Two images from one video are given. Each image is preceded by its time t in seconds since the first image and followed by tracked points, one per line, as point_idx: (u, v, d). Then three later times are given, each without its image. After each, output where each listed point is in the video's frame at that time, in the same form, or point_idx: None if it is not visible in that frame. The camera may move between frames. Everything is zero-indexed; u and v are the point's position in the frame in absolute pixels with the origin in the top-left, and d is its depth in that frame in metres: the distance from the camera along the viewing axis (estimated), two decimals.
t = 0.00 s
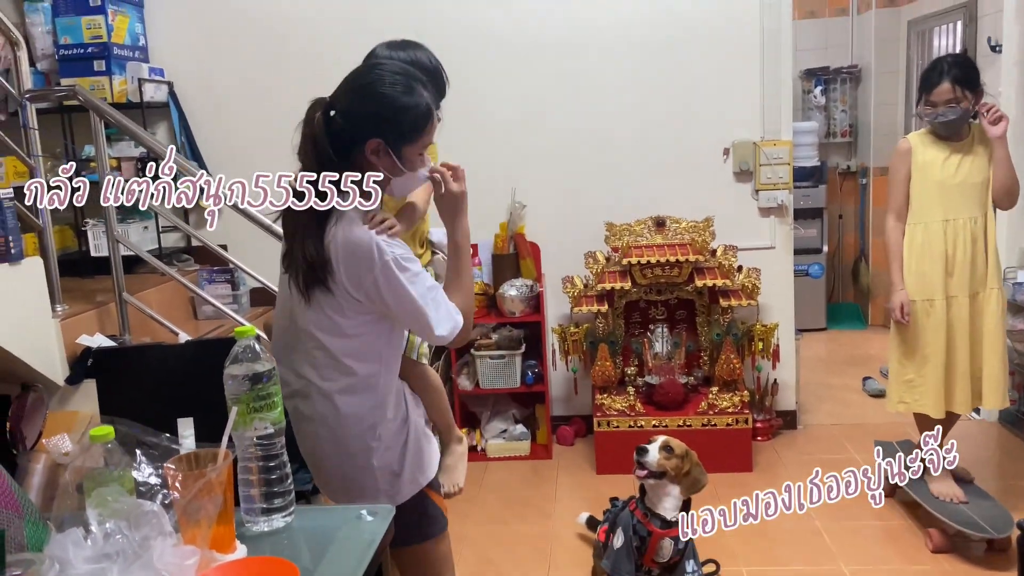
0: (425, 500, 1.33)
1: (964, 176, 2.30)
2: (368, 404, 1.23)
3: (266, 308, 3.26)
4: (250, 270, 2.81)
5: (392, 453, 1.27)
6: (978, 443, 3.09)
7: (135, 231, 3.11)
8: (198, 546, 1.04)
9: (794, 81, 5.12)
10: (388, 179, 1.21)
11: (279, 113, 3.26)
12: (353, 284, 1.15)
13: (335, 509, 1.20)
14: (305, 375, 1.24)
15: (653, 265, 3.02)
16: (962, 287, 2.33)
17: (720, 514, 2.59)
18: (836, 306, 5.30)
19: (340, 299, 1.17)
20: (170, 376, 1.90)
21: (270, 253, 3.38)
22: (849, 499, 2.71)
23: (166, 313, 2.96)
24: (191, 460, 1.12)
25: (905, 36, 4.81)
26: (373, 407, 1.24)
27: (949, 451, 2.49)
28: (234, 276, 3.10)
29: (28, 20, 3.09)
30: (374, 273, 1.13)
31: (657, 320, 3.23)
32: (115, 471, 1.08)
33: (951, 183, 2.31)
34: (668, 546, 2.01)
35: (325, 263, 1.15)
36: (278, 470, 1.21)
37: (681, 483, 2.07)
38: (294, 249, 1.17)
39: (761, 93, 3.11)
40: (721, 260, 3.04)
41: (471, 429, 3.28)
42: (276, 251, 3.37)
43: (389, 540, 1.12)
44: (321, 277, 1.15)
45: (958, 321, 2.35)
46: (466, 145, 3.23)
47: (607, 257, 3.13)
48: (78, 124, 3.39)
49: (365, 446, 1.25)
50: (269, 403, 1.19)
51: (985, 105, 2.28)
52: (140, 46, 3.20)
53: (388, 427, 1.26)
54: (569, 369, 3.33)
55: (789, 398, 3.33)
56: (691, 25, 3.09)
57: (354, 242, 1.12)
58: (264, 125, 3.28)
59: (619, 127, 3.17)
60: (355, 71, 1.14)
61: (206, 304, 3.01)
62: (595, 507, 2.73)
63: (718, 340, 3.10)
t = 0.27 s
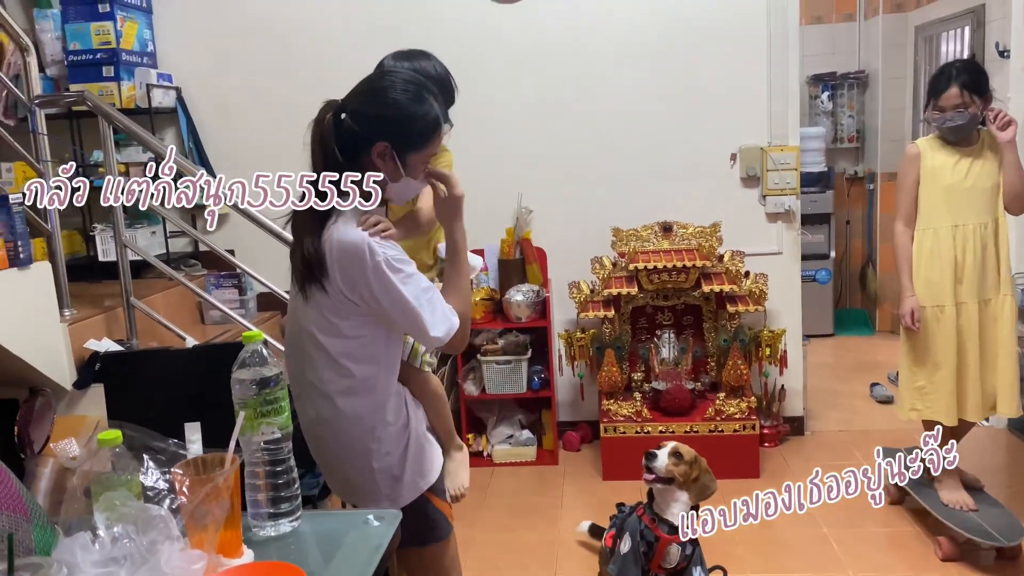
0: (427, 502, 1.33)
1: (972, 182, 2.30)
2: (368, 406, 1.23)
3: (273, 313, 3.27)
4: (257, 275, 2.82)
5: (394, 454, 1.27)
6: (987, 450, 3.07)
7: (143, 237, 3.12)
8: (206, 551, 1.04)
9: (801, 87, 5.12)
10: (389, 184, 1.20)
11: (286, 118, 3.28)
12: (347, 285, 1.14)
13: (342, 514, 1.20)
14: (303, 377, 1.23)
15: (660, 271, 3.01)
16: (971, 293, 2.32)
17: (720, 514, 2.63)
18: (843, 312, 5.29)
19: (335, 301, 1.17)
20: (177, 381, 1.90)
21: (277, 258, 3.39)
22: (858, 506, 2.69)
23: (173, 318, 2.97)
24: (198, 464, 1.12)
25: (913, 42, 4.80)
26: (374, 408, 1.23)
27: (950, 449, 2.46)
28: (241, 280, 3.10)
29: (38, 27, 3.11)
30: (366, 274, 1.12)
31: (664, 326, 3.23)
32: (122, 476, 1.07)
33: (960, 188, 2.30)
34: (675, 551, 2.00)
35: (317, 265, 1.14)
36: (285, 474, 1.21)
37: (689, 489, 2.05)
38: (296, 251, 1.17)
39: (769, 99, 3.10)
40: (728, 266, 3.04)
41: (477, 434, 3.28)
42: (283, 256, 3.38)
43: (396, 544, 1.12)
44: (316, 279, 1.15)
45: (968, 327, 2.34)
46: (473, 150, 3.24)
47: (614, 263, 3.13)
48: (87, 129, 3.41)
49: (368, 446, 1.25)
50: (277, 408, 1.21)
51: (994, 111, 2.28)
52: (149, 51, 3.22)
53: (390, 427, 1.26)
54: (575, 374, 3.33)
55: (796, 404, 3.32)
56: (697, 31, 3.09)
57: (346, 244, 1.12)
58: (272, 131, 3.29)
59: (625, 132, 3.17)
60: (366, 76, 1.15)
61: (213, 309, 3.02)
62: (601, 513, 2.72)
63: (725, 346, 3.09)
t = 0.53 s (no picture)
0: (393, 506, 1.35)
1: (978, 185, 2.29)
2: (336, 410, 1.26)
3: (278, 317, 3.27)
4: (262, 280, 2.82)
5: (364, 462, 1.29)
6: (993, 455, 3.06)
7: (148, 241, 3.14)
8: (211, 555, 1.04)
9: (806, 91, 5.12)
10: (403, 188, 1.20)
11: (291, 123, 3.28)
12: (329, 289, 1.16)
13: (346, 518, 1.20)
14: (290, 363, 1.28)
15: (665, 275, 3.02)
16: (977, 297, 2.32)
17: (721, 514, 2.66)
18: (847, 316, 5.28)
19: (320, 300, 1.19)
20: (182, 385, 1.90)
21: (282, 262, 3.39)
22: (863, 511, 2.68)
23: (178, 322, 2.98)
24: (204, 468, 1.12)
25: (917, 46, 4.79)
26: (346, 412, 1.26)
27: (949, 450, 2.44)
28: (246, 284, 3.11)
29: (44, 32, 3.13)
30: (343, 284, 1.13)
31: (668, 330, 3.22)
32: (127, 480, 1.06)
33: (965, 191, 2.30)
34: (679, 554, 1.99)
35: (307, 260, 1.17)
36: (290, 478, 1.20)
37: (694, 493, 2.06)
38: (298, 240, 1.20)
39: (773, 103, 3.10)
40: (733, 270, 3.02)
41: (481, 438, 3.27)
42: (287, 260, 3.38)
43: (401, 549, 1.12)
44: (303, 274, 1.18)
45: (973, 331, 2.34)
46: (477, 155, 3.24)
47: (618, 267, 3.13)
48: (93, 134, 3.42)
49: (338, 447, 1.29)
50: (282, 411, 1.20)
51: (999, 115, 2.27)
52: (154, 56, 3.23)
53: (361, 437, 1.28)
54: (579, 378, 3.32)
55: (801, 408, 3.31)
56: (700, 36, 3.09)
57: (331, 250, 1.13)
58: (276, 135, 3.30)
59: (629, 136, 3.17)
60: (378, 84, 1.14)
61: (218, 313, 3.03)
62: (606, 518, 2.72)
63: (730, 350, 3.09)
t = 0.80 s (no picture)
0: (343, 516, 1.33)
1: (979, 187, 2.29)
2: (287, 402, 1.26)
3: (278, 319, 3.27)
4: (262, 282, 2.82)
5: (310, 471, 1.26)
6: (994, 458, 3.06)
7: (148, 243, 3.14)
8: (211, 558, 1.04)
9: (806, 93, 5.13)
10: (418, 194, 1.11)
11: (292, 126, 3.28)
12: (302, 281, 1.13)
13: (347, 519, 1.20)
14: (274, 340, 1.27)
15: (665, 277, 3.02)
16: (981, 299, 2.31)
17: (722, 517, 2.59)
18: (848, 318, 5.28)
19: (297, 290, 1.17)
20: (182, 387, 1.90)
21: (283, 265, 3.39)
22: (865, 514, 2.67)
23: (179, 325, 2.98)
24: (204, 471, 1.12)
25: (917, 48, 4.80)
26: (300, 412, 1.23)
27: (949, 449, 2.43)
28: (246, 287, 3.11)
29: (45, 35, 3.13)
30: (314, 279, 1.10)
31: (669, 332, 3.22)
32: (127, 482, 1.06)
33: (967, 194, 2.29)
34: (679, 556, 1.97)
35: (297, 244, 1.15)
36: (290, 481, 1.21)
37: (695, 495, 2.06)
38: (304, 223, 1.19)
39: (773, 106, 3.13)
40: (733, 272, 3.02)
41: (482, 441, 3.27)
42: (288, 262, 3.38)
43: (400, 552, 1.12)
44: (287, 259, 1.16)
45: (975, 333, 2.34)
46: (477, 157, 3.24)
47: (619, 270, 3.14)
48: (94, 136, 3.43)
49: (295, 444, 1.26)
50: (282, 414, 1.18)
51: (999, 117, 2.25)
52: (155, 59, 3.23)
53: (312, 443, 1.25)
54: (580, 381, 3.32)
55: (802, 411, 3.31)
56: (701, 38, 3.09)
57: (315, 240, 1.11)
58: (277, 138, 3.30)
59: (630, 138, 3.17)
60: (383, 92, 1.08)
61: (218, 316, 3.03)
62: (606, 520, 2.71)
63: (730, 352, 3.08)
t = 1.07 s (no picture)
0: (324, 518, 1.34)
1: (977, 185, 2.29)
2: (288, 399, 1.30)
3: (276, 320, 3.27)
4: (261, 283, 2.82)
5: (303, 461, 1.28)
6: (991, 457, 3.06)
7: (147, 243, 3.14)
8: (207, 557, 1.03)
9: (804, 93, 5.13)
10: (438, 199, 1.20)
11: (290, 126, 3.29)
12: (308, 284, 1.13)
13: (343, 519, 1.20)
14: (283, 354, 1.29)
15: (663, 277, 3.02)
16: (979, 298, 2.30)
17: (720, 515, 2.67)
18: (846, 318, 5.28)
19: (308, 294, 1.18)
20: (180, 388, 1.90)
21: (281, 265, 3.40)
22: (863, 514, 2.68)
23: (177, 325, 2.98)
24: (200, 469, 1.12)
25: (915, 48, 4.81)
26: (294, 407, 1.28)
27: (949, 450, 2.44)
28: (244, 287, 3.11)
29: (43, 35, 3.13)
30: (315, 273, 1.10)
31: (666, 332, 3.22)
32: (125, 481, 1.07)
33: (964, 192, 2.30)
34: (678, 555, 1.99)
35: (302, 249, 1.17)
36: (286, 481, 1.22)
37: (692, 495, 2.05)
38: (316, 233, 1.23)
39: (771, 106, 3.11)
40: (731, 272, 3.02)
41: (480, 441, 3.28)
42: (286, 263, 3.39)
43: (397, 551, 1.12)
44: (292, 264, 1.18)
45: (974, 332, 2.32)
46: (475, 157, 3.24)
47: (617, 269, 3.12)
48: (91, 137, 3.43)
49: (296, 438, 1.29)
50: (279, 413, 1.20)
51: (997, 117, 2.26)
52: (153, 59, 3.23)
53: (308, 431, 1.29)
54: (578, 380, 3.32)
55: (799, 410, 3.31)
56: (698, 38, 3.09)
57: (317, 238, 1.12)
58: (275, 138, 3.30)
59: (627, 138, 3.18)
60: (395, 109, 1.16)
61: (216, 316, 3.03)
62: (605, 520, 2.71)
63: (728, 352, 3.09)
